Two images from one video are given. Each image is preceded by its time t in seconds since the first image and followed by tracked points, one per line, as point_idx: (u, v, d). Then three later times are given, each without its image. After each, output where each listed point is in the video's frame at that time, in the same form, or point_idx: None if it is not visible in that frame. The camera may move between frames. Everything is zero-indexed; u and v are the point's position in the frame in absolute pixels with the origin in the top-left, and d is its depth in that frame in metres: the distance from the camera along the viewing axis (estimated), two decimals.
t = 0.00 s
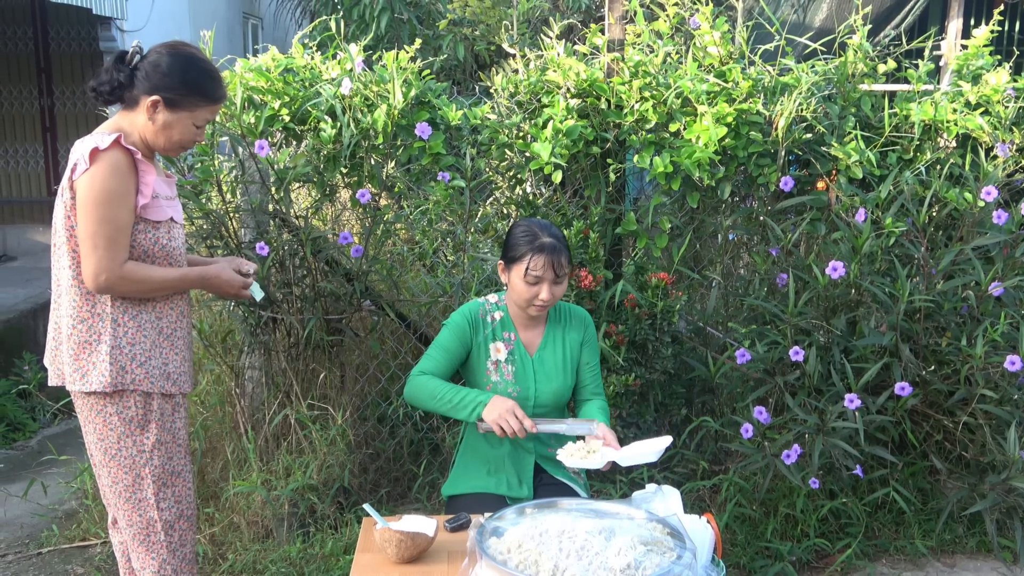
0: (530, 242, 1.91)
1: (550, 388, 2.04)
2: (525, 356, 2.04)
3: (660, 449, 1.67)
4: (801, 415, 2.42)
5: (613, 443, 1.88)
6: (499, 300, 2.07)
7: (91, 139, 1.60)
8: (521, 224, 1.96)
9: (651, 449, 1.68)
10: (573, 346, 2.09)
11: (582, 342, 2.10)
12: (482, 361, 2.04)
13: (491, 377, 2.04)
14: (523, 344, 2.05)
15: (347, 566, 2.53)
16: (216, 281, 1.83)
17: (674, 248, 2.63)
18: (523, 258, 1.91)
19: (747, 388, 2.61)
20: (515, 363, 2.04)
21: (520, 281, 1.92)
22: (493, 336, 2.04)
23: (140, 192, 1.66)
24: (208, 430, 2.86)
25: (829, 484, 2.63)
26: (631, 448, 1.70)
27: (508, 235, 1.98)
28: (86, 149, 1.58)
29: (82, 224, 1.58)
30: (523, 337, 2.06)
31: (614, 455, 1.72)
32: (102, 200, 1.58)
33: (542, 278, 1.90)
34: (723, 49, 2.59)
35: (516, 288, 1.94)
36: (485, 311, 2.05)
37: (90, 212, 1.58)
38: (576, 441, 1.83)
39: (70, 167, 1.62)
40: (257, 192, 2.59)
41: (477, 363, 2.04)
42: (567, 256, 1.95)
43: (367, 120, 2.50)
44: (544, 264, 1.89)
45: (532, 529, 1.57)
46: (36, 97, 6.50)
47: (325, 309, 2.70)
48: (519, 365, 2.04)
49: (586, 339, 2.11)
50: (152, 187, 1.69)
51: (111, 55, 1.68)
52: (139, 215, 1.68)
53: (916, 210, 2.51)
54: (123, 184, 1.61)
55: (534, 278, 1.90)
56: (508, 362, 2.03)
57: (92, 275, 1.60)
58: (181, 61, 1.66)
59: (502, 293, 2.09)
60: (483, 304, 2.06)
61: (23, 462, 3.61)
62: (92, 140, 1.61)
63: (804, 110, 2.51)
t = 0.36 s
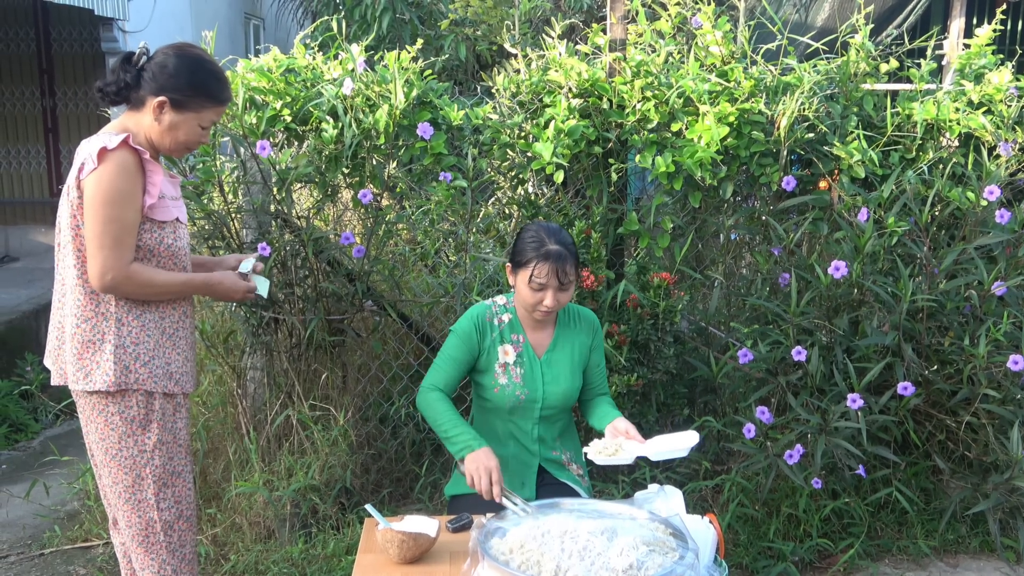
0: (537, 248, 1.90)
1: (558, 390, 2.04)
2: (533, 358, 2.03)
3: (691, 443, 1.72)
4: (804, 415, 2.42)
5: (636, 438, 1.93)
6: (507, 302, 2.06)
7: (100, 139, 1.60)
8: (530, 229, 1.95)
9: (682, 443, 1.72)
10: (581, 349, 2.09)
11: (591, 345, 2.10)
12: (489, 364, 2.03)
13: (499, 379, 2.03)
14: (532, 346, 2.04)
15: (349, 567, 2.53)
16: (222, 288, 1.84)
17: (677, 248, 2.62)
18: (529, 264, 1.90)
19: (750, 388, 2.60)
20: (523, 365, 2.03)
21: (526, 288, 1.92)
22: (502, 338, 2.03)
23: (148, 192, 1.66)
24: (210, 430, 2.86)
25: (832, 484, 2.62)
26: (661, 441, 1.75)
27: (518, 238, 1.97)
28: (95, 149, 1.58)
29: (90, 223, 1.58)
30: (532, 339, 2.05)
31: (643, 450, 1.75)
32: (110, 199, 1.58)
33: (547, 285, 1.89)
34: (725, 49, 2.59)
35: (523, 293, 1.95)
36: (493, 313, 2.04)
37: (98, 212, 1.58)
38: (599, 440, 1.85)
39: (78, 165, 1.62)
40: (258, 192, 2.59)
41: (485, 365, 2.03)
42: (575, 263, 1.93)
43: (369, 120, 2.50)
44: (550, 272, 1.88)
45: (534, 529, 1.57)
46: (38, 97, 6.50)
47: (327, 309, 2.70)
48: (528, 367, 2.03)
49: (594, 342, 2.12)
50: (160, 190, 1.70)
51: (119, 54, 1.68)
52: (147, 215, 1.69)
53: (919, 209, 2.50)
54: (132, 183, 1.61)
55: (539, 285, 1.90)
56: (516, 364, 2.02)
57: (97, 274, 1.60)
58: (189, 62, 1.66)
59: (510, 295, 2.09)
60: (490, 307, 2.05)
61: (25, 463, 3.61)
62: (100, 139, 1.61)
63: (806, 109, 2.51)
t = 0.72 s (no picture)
0: (537, 249, 1.90)
1: (562, 390, 2.04)
2: (538, 358, 2.03)
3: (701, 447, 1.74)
4: (805, 414, 2.42)
5: (644, 438, 1.94)
6: (510, 303, 2.06)
7: (103, 139, 1.60)
8: (530, 230, 1.95)
9: (691, 447, 1.75)
10: (584, 348, 2.09)
11: (593, 344, 2.11)
12: (494, 365, 2.02)
13: (503, 379, 2.02)
14: (536, 346, 2.04)
15: (351, 567, 2.53)
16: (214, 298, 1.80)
17: (678, 247, 2.62)
18: (529, 265, 1.90)
19: (752, 387, 2.60)
20: (528, 366, 2.03)
21: (528, 289, 1.92)
22: (506, 339, 2.02)
23: (149, 194, 1.66)
24: (211, 430, 2.86)
25: (834, 484, 2.62)
26: (668, 444, 1.78)
27: (519, 240, 1.96)
28: (97, 149, 1.59)
29: (87, 222, 1.58)
30: (536, 339, 2.05)
31: (651, 454, 1.77)
32: (108, 200, 1.58)
33: (547, 287, 1.89)
34: (726, 48, 2.59)
35: (524, 295, 1.94)
36: (497, 314, 2.03)
37: (96, 211, 1.58)
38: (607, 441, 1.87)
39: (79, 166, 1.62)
40: (259, 192, 2.59)
41: (489, 366, 2.02)
42: (575, 263, 1.92)
43: (370, 120, 2.50)
44: (549, 274, 1.88)
45: (536, 529, 1.57)
46: (39, 98, 6.50)
47: (328, 309, 2.70)
48: (532, 367, 2.03)
49: (596, 342, 2.12)
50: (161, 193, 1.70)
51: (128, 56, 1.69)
52: (147, 218, 1.69)
53: (920, 208, 2.50)
54: (132, 185, 1.61)
55: (539, 286, 1.90)
56: (521, 364, 2.02)
57: (91, 273, 1.59)
58: (195, 65, 1.67)
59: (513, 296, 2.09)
60: (494, 307, 2.05)
61: (27, 463, 3.61)
62: (103, 140, 1.61)
63: (807, 108, 2.51)
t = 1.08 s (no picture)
0: (551, 252, 1.89)
1: (567, 391, 2.03)
2: (544, 359, 2.03)
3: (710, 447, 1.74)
4: (807, 413, 2.41)
5: (650, 439, 1.93)
6: (519, 302, 2.06)
7: (111, 142, 1.62)
8: (544, 231, 1.95)
9: (699, 447, 1.75)
10: (591, 351, 2.08)
11: (601, 348, 2.09)
12: (498, 362, 2.03)
13: (508, 378, 2.03)
14: (542, 347, 2.04)
15: (353, 567, 2.53)
16: (200, 321, 1.68)
17: (679, 247, 2.62)
18: (542, 267, 1.90)
19: (754, 386, 2.59)
20: (533, 366, 2.03)
21: (538, 291, 1.92)
22: (512, 337, 2.03)
23: (145, 202, 1.64)
24: (212, 431, 2.86)
25: (836, 483, 2.61)
26: (677, 445, 1.77)
27: (532, 242, 1.96)
28: (102, 150, 1.61)
29: (78, 222, 1.58)
30: (543, 340, 2.04)
31: (660, 455, 1.77)
32: (102, 201, 1.58)
33: (558, 290, 1.89)
34: (727, 47, 2.59)
35: (533, 294, 1.95)
36: (504, 312, 2.05)
37: (87, 212, 1.58)
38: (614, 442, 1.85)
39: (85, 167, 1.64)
40: (260, 192, 2.59)
41: (495, 363, 2.03)
42: (588, 268, 1.92)
43: (371, 120, 2.50)
44: (561, 277, 1.87)
45: (538, 529, 1.57)
46: (40, 99, 6.50)
47: (329, 309, 2.69)
48: (537, 367, 2.03)
49: (605, 346, 2.11)
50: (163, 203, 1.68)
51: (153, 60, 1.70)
52: (143, 225, 1.66)
53: (922, 206, 2.50)
54: (130, 189, 1.61)
55: (550, 288, 1.90)
56: (526, 364, 2.02)
57: (74, 272, 1.59)
58: (212, 67, 1.65)
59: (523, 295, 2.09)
60: (502, 305, 2.06)
61: (29, 464, 3.62)
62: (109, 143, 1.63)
63: (808, 107, 2.50)
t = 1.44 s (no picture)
0: (553, 253, 1.89)
1: (570, 394, 2.04)
2: (547, 363, 2.02)
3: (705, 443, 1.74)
4: (807, 413, 2.41)
5: (647, 439, 1.95)
6: (520, 307, 2.05)
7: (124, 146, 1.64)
8: (545, 232, 1.95)
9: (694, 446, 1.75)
10: (593, 352, 2.09)
11: (602, 347, 2.10)
12: (504, 369, 2.02)
13: (513, 384, 2.02)
14: (545, 350, 2.04)
15: (353, 567, 2.52)
16: (181, 333, 1.62)
17: (679, 246, 2.62)
18: (544, 268, 1.89)
19: (754, 386, 2.59)
20: (537, 370, 2.02)
21: (541, 293, 1.92)
22: (516, 344, 2.02)
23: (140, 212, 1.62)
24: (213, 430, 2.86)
25: (836, 482, 2.61)
26: (672, 445, 1.77)
27: (532, 243, 1.96)
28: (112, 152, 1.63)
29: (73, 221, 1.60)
30: (545, 343, 2.04)
31: (657, 456, 1.77)
32: (95, 202, 1.58)
33: (561, 290, 1.89)
34: (727, 46, 2.59)
35: (537, 297, 1.94)
36: (506, 318, 2.03)
37: (80, 213, 1.58)
38: (610, 443, 1.85)
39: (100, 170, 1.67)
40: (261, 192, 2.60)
41: (500, 370, 2.02)
42: (590, 268, 1.92)
43: (371, 119, 2.51)
44: (565, 277, 1.88)
45: (538, 528, 1.57)
46: (41, 98, 6.50)
47: (329, 308, 2.69)
48: (542, 372, 2.02)
49: (604, 345, 2.12)
50: (160, 220, 1.64)
51: (194, 79, 1.70)
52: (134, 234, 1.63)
53: (922, 205, 2.50)
54: (126, 196, 1.60)
55: (553, 289, 1.89)
56: (530, 369, 2.02)
57: (61, 269, 1.60)
58: (252, 86, 1.63)
59: (522, 299, 2.08)
60: (503, 311, 2.04)
61: (30, 463, 3.62)
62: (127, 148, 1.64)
63: (809, 106, 2.50)
